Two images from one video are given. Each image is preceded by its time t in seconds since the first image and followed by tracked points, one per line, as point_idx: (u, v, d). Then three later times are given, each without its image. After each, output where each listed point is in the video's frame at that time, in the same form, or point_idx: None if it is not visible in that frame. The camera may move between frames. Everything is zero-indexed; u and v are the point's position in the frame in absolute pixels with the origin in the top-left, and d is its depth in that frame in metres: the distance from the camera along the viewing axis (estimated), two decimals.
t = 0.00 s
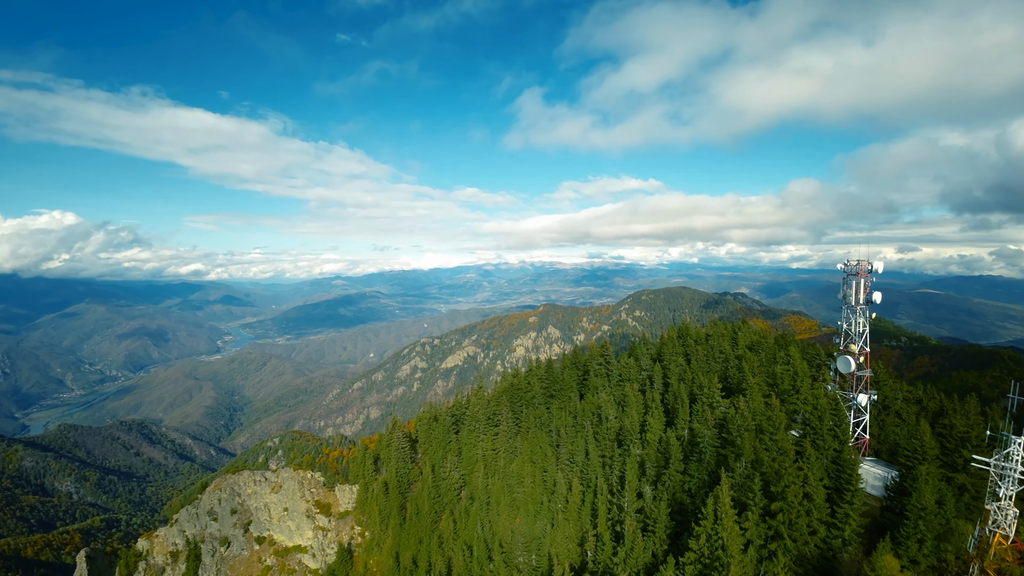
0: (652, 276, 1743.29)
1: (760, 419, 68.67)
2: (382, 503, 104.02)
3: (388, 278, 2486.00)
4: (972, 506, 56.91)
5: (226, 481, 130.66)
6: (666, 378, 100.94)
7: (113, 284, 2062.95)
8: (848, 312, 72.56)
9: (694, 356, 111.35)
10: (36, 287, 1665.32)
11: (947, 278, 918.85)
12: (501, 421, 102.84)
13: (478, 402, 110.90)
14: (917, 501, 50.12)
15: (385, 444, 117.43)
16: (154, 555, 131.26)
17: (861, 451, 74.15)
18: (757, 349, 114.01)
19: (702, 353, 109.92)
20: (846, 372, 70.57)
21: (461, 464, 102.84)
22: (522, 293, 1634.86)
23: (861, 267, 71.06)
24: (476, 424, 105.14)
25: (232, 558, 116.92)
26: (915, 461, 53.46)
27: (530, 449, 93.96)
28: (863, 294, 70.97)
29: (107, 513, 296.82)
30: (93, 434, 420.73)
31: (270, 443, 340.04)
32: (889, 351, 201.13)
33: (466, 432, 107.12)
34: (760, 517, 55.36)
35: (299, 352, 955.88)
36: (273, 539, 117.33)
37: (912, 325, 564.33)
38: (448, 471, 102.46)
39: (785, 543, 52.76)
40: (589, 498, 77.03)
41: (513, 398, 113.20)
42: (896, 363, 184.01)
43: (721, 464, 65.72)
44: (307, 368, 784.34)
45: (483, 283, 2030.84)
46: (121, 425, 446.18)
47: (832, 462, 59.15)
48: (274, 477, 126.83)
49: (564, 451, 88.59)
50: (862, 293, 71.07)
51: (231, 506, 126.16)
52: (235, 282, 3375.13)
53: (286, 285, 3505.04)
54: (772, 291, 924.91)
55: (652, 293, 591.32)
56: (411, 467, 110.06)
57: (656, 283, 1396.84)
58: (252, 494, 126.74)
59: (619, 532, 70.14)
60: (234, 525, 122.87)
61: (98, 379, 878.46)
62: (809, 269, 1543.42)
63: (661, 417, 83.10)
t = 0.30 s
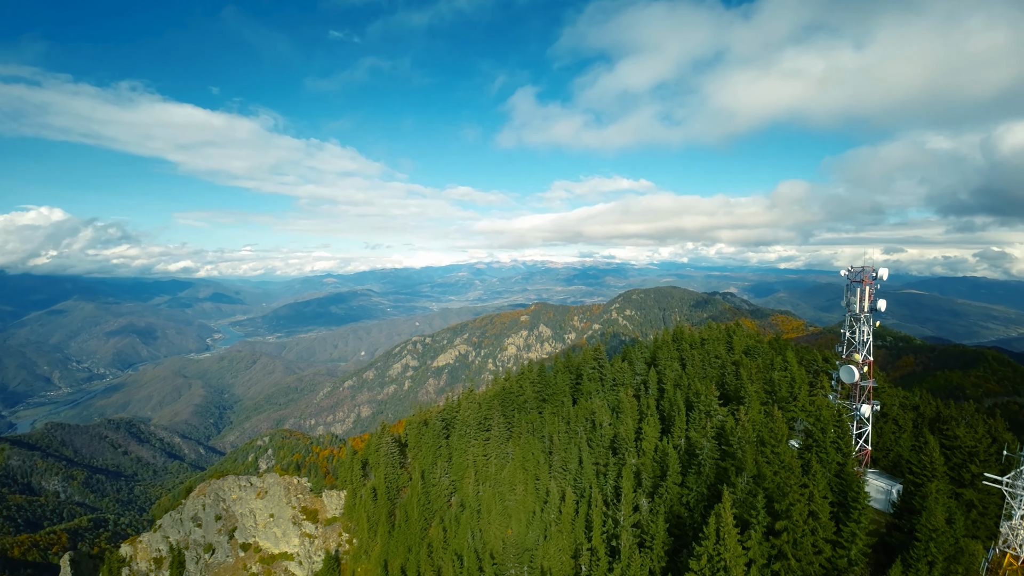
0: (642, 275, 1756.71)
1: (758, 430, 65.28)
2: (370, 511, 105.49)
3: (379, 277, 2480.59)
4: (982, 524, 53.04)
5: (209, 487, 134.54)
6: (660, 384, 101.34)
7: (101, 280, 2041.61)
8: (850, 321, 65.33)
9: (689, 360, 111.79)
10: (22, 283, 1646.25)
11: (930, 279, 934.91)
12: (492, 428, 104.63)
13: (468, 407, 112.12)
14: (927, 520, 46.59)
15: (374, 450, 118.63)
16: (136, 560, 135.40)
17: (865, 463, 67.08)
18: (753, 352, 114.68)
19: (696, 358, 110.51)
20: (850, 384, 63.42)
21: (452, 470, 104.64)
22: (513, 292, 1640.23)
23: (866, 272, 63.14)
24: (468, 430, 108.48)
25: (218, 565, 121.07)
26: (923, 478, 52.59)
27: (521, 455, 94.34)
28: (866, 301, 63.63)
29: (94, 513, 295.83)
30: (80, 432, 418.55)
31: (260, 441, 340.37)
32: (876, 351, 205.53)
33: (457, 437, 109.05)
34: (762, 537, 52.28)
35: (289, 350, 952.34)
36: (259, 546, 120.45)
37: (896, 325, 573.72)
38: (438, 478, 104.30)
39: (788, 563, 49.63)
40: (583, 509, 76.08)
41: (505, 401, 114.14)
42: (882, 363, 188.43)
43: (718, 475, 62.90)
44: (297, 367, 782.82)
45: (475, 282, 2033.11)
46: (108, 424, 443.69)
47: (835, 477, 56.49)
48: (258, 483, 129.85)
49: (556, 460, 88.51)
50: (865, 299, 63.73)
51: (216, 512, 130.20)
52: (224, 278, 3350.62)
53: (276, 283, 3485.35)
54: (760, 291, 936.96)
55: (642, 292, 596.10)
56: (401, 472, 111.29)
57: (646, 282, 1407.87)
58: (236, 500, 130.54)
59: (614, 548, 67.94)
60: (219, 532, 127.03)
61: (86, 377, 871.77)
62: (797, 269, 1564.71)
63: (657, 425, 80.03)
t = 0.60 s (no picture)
0: (633, 275, 1769.21)
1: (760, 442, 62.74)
2: (356, 519, 106.57)
3: (371, 275, 2475.79)
4: (990, 542, 48.13)
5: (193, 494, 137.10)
6: (654, 391, 101.22)
7: (89, 277, 2021.85)
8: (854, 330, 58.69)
9: (684, 367, 112.62)
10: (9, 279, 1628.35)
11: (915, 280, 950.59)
12: (484, 432, 105.93)
13: (459, 413, 113.62)
14: (939, 543, 42.37)
15: (361, 456, 120.66)
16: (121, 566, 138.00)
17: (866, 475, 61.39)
18: (749, 358, 115.15)
19: (692, 365, 110.59)
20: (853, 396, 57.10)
21: (440, 476, 105.87)
22: (505, 291, 1645.39)
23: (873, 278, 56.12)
24: (457, 435, 109.34)
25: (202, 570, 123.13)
26: (933, 497, 49.59)
27: (514, 462, 95.87)
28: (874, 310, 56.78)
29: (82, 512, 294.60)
30: (67, 431, 415.82)
31: (249, 440, 339.66)
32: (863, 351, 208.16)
33: (447, 442, 110.44)
34: (765, 558, 47.97)
35: (279, 348, 948.46)
36: (242, 553, 121.77)
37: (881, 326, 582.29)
38: (427, 483, 105.35)
39: None
40: (577, 522, 72.50)
41: (496, 406, 115.93)
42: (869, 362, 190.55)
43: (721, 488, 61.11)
44: (288, 365, 780.63)
45: (467, 281, 2035.42)
46: (95, 422, 440.87)
47: (839, 492, 52.61)
48: (241, 488, 132.12)
49: (549, 468, 88.83)
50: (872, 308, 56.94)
51: (198, 518, 132.44)
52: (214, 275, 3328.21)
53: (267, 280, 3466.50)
54: (749, 291, 947.17)
55: (633, 291, 600.03)
56: (388, 479, 112.92)
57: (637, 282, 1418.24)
58: (218, 506, 132.27)
59: (609, 564, 65.18)
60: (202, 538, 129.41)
61: (73, 375, 864.85)
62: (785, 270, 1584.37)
63: (652, 435, 78.46)
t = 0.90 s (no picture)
0: (623, 275, 1778.01)
1: (762, 455, 63.42)
2: (342, 526, 107.98)
3: (362, 273, 2467.66)
4: (997, 560, 47.70)
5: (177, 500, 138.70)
6: (650, 398, 102.21)
7: (75, 273, 1998.94)
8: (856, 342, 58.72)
9: (679, 373, 114.04)
10: None
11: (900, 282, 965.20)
12: (474, 438, 107.73)
13: (450, 417, 114.99)
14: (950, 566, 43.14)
15: (347, 463, 121.75)
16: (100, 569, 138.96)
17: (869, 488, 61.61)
18: (744, 364, 117.05)
19: (689, 371, 111.48)
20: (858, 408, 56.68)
21: (429, 483, 107.43)
22: (496, 290, 1647.79)
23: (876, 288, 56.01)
24: (446, 441, 110.48)
25: None
26: (943, 518, 50.73)
27: (505, 470, 97.76)
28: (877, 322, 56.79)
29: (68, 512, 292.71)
30: (53, 429, 412.47)
31: (238, 438, 338.78)
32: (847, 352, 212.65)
33: (437, 447, 111.75)
34: None
35: (269, 346, 944.42)
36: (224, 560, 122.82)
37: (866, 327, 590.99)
38: (416, 489, 106.69)
39: None
40: (569, 537, 74.98)
41: (487, 410, 117.45)
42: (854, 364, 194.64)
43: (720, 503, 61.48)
44: (277, 363, 777.74)
45: (458, 279, 2034.86)
46: (82, 420, 437.66)
47: (842, 508, 53.80)
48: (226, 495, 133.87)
49: (540, 477, 89.95)
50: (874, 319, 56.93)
51: (182, 525, 134.20)
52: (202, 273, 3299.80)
53: (256, 278, 3442.95)
54: (737, 292, 955.84)
55: (623, 291, 603.93)
56: (375, 484, 114.03)
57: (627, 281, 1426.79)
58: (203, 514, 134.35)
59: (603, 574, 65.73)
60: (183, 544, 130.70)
61: (59, 373, 855.60)
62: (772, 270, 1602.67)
63: (648, 444, 79.06)
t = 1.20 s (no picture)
0: (616, 275, 1785.55)
1: (762, 470, 63.52)
2: (328, 533, 108.65)
3: (354, 271, 2461.23)
4: None
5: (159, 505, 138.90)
6: (646, 406, 102.86)
7: (64, 270, 1980.19)
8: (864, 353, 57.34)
9: (675, 379, 114.85)
10: None
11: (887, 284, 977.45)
12: (464, 445, 108.40)
13: (440, 422, 115.35)
14: None
15: (334, 469, 122.05)
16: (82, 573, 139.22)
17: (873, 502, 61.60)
18: (742, 371, 118.26)
19: (685, 378, 112.32)
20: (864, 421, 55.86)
21: (417, 490, 108.09)
22: (488, 289, 1650.07)
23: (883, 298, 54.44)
24: (436, 447, 110.75)
25: None
26: (953, 541, 50.05)
27: (497, 478, 98.94)
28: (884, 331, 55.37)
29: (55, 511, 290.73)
30: (40, 427, 408.96)
31: (227, 437, 337.24)
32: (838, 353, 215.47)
33: (426, 452, 111.95)
34: None
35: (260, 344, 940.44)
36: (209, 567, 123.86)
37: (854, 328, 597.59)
38: (404, 496, 107.23)
39: None
40: (562, 551, 74.42)
41: (478, 415, 118.22)
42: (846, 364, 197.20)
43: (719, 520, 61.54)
44: (268, 361, 774.47)
45: (451, 278, 2035.05)
46: (69, 419, 434.59)
47: (846, 526, 53.71)
48: (209, 501, 134.23)
49: (532, 487, 90.89)
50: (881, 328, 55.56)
51: (165, 530, 134.57)
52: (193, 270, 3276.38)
53: (248, 275, 3424.10)
54: (728, 292, 961.67)
55: (615, 292, 606.22)
56: (362, 488, 114.48)
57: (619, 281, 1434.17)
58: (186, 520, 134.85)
59: None
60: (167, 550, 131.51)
61: (47, 370, 847.57)
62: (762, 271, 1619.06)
63: (644, 452, 79.25)
